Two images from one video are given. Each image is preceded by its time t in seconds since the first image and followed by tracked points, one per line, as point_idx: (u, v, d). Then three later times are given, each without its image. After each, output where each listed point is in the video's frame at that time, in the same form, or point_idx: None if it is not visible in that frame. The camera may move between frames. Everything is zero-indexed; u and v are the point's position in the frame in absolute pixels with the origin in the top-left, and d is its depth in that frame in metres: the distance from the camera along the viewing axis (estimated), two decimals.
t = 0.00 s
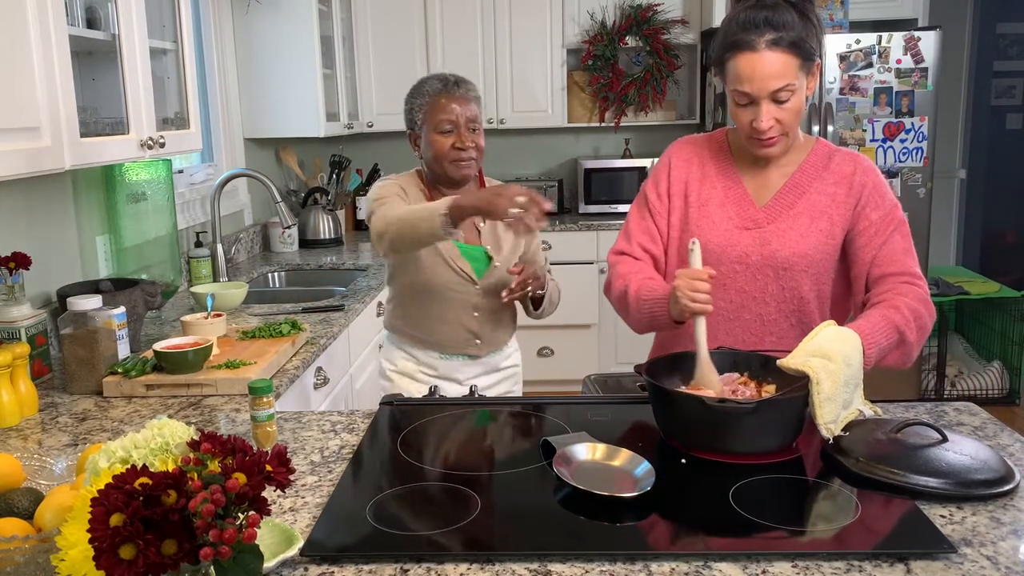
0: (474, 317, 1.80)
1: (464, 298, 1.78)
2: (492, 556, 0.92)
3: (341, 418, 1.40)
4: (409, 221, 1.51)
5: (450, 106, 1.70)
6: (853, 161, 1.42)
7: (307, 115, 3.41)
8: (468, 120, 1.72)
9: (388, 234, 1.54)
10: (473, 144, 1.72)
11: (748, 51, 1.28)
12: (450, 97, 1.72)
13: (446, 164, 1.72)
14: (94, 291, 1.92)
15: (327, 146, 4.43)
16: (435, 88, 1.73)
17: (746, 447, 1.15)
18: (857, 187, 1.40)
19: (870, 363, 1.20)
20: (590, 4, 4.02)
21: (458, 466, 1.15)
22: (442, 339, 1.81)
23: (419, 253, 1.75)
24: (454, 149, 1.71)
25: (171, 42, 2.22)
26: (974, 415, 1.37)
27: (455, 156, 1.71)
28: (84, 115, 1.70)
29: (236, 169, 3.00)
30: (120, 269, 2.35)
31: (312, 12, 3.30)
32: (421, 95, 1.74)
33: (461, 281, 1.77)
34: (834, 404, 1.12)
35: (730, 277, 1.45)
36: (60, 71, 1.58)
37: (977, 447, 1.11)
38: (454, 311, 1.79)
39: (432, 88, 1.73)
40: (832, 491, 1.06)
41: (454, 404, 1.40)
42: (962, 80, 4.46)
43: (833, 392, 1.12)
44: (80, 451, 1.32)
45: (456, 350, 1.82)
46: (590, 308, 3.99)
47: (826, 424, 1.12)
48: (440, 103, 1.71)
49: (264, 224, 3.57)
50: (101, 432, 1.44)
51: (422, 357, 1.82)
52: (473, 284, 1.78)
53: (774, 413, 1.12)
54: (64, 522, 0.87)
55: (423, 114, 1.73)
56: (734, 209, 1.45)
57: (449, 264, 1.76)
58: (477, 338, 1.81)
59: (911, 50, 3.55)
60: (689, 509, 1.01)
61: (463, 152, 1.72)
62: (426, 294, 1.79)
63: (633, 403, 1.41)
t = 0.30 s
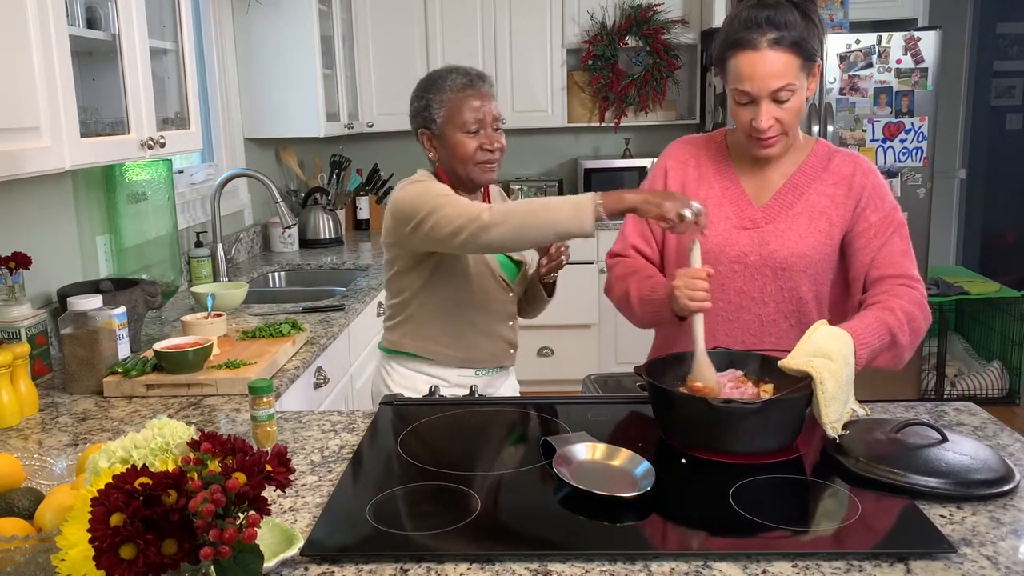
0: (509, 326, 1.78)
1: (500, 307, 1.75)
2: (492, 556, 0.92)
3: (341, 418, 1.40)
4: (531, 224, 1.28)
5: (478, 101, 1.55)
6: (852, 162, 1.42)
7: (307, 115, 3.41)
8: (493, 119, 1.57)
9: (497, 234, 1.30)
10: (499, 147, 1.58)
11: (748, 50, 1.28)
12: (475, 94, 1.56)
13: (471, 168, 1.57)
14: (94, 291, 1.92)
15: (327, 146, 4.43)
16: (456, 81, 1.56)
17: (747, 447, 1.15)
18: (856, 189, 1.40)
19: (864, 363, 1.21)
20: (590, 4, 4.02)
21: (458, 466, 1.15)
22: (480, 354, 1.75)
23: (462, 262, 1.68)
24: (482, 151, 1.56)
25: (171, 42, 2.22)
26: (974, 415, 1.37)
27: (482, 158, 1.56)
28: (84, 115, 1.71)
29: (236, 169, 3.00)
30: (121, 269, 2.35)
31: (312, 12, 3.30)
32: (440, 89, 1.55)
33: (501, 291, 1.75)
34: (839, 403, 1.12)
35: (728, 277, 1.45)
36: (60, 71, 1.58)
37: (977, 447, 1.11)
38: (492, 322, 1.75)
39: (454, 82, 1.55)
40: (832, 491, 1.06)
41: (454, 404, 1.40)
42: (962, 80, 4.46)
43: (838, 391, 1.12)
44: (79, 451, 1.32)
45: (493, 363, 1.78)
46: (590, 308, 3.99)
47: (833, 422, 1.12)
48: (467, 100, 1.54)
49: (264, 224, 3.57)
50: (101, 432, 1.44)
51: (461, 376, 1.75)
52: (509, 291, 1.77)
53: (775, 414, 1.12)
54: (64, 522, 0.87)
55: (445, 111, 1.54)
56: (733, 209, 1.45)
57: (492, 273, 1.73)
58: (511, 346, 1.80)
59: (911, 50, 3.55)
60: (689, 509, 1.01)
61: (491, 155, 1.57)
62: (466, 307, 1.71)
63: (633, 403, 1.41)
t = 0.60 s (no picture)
0: (534, 329, 1.77)
1: (524, 311, 1.75)
2: (492, 556, 0.92)
3: (341, 418, 1.40)
4: (555, 233, 1.30)
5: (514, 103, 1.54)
6: (849, 158, 1.42)
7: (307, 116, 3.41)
8: (526, 122, 1.56)
9: (523, 244, 1.31)
10: (532, 151, 1.57)
11: (741, 44, 1.29)
12: (511, 95, 1.55)
13: (503, 171, 1.57)
14: (94, 291, 1.92)
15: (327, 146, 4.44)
16: (493, 80, 1.55)
17: (746, 447, 1.15)
18: (853, 184, 1.40)
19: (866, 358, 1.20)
20: (590, 4, 4.02)
21: (459, 466, 1.15)
22: (504, 358, 1.74)
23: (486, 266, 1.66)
24: (514, 155, 1.56)
25: (171, 42, 2.22)
26: (974, 415, 1.36)
27: (515, 162, 1.56)
28: (84, 115, 1.71)
29: (236, 169, 3.00)
30: (121, 269, 2.35)
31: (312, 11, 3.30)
32: (475, 88, 1.54)
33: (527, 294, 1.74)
34: (839, 401, 1.12)
35: (727, 272, 1.45)
36: (60, 70, 1.58)
37: (977, 447, 1.11)
38: (516, 326, 1.74)
39: (490, 81, 1.54)
40: (831, 491, 1.06)
41: (454, 404, 1.40)
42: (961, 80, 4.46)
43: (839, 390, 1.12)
44: (79, 451, 1.32)
45: (517, 367, 1.77)
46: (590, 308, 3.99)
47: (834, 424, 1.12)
48: (502, 102, 1.53)
49: (264, 223, 3.57)
50: (101, 432, 1.44)
51: (485, 381, 1.75)
52: (534, 293, 1.76)
53: (774, 413, 1.12)
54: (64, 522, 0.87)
55: (480, 111, 1.54)
56: (730, 205, 1.45)
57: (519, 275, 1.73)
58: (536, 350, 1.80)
59: (911, 50, 3.55)
60: (689, 509, 1.01)
61: (523, 159, 1.57)
62: (490, 310, 1.70)
63: (633, 403, 1.41)
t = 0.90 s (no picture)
0: (550, 333, 1.74)
1: (539, 315, 1.72)
2: (492, 556, 0.92)
3: (341, 418, 1.40)
4: (515, 238, 1.28)
5: (539, 108, 1.55)
6: (841, 151, 1.43)
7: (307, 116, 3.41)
8: (552, 126, 1.57)
9: (484, 250, 1.31)
10: (556, 156, 1.58)
11: (732, 35, 1.33)
12: (537, 99, 1.56)
13: (525, 175, 1.57)
14: (94, 291, 1.92)
15: (327, 146, 4.43)
16: (520, 83, 1.56)
17: (746, 447, 1.15)
18: (844, 176, 1.40)
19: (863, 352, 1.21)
20: (590, 4, 4.02)
21: (459, 467, 1.15)
22: (517, 361, 1.73)
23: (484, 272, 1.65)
24: (537, 159, 1.56)
25: (171, 42, 2.22)
26: (974, 415, 1.36)
27: (537, 166, 1.56)
28: (84, 115, 1.71)
29: (236, 169, 3.00)
30: (121, 269, 2.35)
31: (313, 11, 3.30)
32: (501, 90, 1.56)
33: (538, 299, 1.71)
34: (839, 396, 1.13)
35: (724, 268, 1.46)
36: (60, 70, 1.58)
37: (977, 447, 1.11)
38: (529, 330, 1.71)
39: (517, 84, 1.55)
40: (832, 491, 1.06)
41: (454, 405, 1.40)
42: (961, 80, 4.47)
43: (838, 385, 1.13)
44: (79, 451, 1.32)
45: (531, 371, 1.75)
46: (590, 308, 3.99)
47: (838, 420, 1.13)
48: (527, 105, 1.54)
49: (264, 224, 3.57)
50: (101, 432, 1.44)
51: (497, 384, 1.74)
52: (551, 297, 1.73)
53: (774, 413, 1.12)
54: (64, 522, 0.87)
55: (504, 113, 1.55)
56: (724, 202, 1.47)
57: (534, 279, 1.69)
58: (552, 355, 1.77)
59: (911, 50, 3.55)
60: (689, 510, 1.01)
61: (546, 163, 1.57)
62: (497, 315, 1.69)
63: (633, 403, 1.41)
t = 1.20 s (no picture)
0: (552, 348, 1.72)
1: (540, 330, 1.69)
2: (492, 556, 0.92)
3: (341, 418, 1.40)
4: (526, 265, 1.28)
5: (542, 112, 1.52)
6: (871, 154, 1.43)
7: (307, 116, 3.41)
8: (557, 130, 1.55)
9: (493, 264, 1.31)
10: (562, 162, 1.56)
11: (754, 31, 1.38)
12: (540, 103, 1.53)
13: (533, 184, 1.55)
14: (94, 291, 1.92)
15: (328, 146, 4.44)
16: (520, 88, 1.53)
17: (746, 447, 1.15)
18: (872, 179, 1.40)
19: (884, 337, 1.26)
20: (590, 4, 4.02)
21: (459, 467, 1.15)
22: (515, 375, 1.72)
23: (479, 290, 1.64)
24: (545, 167, 1.54)
25: (171, 42, 2.22)
26: (974, 415, 1.37)
27: (545, 174, 1.54)
28: (84, 115, 1.71)
29: (237, 169, 3.00)
30: (121, 269, 2.35)
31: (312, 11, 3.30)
32: (502, 96, 1.53)
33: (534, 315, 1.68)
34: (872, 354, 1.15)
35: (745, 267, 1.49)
36: (60, 70, 1.58)
37: (977, 447, 1.11)
38: (530, 344, 1.69)
39: (518, 90, 1.53)
40: (831, 492, 1.06)
41: (455, 405, 1.40)
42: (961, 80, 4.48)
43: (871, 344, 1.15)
44: (79, 451, 1.32)
45: (531, 385, 1.74)
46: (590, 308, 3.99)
47: (876, 372, 1.17)
48: (530, 110, 1.52)
49: (264, 224, 3.57)
50: (101, 432, 1.44)
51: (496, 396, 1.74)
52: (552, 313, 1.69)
53: (774, 413, 1.12)
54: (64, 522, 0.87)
55: (506, 121, 1.53)
56: (749, 202, 1.50)
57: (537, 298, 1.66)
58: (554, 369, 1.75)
59: (911, 50, 3.55)
60: (689, 510, 1.01)
61: (553, 170, 1.55)
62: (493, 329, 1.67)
63: (634, 403, 1.42)
